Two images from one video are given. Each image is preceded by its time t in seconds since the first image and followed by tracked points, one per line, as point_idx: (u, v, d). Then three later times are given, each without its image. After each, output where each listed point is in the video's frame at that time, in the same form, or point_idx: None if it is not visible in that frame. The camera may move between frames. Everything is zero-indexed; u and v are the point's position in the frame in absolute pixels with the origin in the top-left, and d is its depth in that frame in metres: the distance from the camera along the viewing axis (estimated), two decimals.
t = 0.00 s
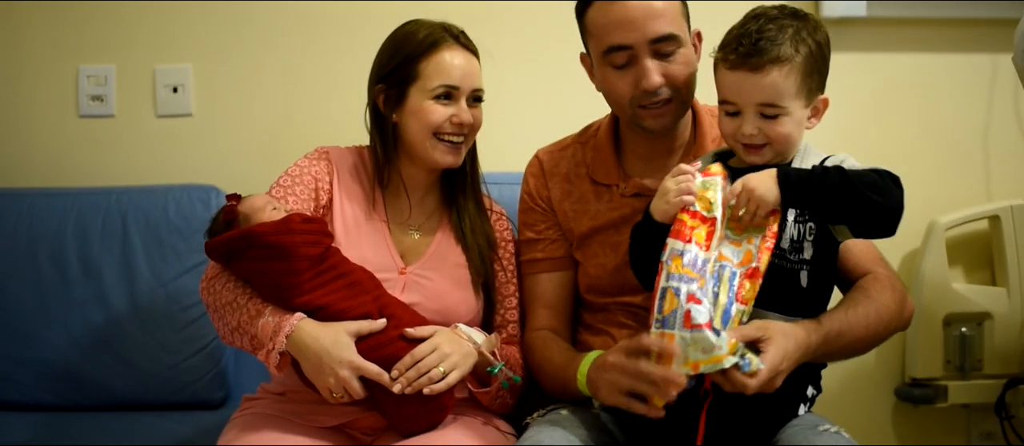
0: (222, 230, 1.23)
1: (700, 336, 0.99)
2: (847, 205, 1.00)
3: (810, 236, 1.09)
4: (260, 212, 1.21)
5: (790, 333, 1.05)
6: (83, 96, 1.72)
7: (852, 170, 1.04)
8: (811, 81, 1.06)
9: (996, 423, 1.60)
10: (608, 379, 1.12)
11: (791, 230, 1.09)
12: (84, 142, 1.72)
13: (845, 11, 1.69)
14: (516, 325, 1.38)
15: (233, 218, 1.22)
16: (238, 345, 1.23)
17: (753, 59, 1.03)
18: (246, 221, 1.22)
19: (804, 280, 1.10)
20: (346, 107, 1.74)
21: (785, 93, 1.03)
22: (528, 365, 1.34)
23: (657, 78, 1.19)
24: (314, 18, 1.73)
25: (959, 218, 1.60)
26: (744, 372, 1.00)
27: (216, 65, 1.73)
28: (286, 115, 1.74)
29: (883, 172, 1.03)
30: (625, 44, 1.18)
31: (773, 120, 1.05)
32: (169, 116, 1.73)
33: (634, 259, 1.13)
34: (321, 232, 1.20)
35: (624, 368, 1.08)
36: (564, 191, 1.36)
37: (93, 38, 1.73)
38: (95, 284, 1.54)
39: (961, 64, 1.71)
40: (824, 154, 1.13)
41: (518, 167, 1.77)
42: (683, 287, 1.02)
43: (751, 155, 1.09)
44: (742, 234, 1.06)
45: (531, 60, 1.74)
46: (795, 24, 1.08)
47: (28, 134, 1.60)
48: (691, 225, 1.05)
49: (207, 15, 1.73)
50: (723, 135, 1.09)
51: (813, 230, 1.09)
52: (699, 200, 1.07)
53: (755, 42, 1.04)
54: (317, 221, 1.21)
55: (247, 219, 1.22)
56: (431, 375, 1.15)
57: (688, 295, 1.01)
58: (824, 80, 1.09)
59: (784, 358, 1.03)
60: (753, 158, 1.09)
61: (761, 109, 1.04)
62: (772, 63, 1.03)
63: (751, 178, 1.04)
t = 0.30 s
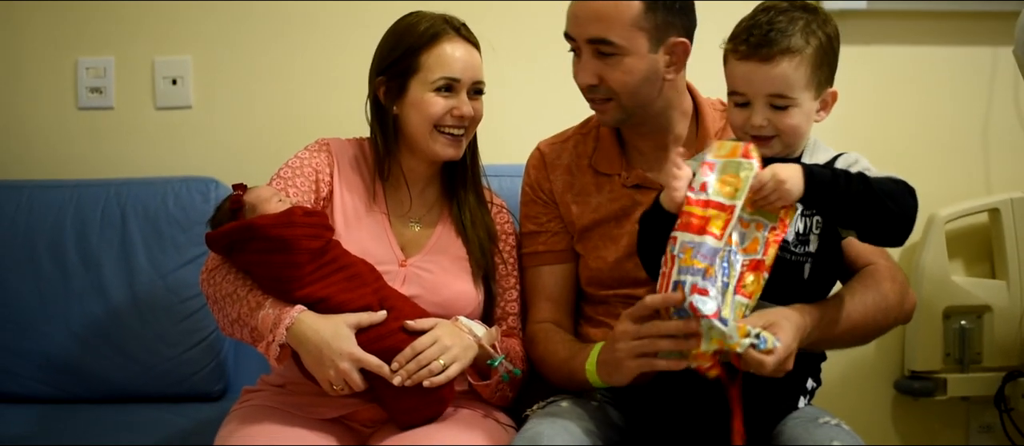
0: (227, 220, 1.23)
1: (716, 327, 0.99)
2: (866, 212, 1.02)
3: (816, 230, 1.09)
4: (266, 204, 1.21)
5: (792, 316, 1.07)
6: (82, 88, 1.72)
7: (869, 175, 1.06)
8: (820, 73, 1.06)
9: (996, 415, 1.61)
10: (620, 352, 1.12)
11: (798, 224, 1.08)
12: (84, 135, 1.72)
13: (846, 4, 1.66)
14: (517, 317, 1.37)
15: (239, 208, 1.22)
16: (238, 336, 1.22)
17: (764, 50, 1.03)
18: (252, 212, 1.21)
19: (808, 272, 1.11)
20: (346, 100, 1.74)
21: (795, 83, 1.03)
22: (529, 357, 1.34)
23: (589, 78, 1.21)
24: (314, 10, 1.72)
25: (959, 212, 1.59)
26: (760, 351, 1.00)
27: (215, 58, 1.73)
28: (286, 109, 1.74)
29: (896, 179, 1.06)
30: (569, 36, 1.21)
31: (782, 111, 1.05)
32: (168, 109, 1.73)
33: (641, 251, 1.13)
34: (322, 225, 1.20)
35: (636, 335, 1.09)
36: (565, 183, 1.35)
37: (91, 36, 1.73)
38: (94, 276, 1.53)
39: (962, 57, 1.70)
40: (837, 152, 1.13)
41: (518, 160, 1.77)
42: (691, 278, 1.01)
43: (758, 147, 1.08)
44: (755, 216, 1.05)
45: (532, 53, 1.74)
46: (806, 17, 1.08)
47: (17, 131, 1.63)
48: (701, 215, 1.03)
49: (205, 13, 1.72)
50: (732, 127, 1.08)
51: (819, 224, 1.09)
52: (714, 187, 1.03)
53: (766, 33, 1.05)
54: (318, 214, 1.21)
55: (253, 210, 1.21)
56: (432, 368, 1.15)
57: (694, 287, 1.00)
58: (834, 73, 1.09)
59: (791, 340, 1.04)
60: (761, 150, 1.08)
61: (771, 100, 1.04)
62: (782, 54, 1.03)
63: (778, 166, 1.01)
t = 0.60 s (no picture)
0: (227, 220, 1.23)
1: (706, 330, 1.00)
2: (872, 214, 1.02)
3: (820, 229, 1.07)
4: (266, 204, 1.20)
5: (792, 314, 1.06)
6: (81, 88, 1.72)
7: (874, 177, 1.05)
8: (834, 75, 1.06)
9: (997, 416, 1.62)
10: (611, 349, 1.12)
11: (802, 224, 1.06)
12: (83, 136, 1.72)
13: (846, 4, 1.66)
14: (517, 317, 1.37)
15: (239, 208, 1.21)
16: (237, 337, 1.22)
17: (782, 49, 1.03)
18: (253, 212, 1.21)
19: (811, 271, 1.10)
20: (345, 100, 1.73)
21: (811, 84, 1.03)
22: (530, 357, 1.34)
23: (577, 76, 1.24)
24: (314, 10, 1.72)
25: (959, 212, 1.59)
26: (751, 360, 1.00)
27: (214, 58, 1.72)
28: (286, 109, 1.73)
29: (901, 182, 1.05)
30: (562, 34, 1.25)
31: (797, 112, 1.05)
32: (168, 109, 1.73)
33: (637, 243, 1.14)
34: (322, 226, 1.20)
35: (629, 332, 1.09)
36: (565, 182, 1.35)
37: (90, 34, 1.72)
38: (94, 276, 1.53)
39: (963, 57, 1.70)
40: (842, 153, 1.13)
41: (518, 160, 1.76)
42: (694, 285, 1.03)
43: (769, 146, 1.07)
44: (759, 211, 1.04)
45: (531, 53, 1.74)
46: (822, 18, 1.07)
47: (17, 132, 1.67)
48: (703, 217, 1.03)
49: (204, 11, 1.72)
50: (742, 125, 1.08)
51: (823, 222, 1.07)
52: (717, 188, 1.02)
53: (785, 32, 1.04)
54: (318, 214, 1.20)
55: (253, 209, 1.21)
56: (432, 369, 1.15)
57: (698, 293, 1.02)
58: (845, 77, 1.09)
59: (787, 339, 1.04)
60: (770, 149, 1.07)
61: (786, 100, 1.04)
62: (801, 55, 1.03)
63: (784, 164, 1.00)
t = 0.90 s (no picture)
0: (228, 220, 1.22)
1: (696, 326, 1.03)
2: (897, 217, 1.01)
3: (826, 234, 1.09)
4: (267, 205, 1.20)
5: (801, 318, 1.05)
6: (81, 90, 1.72)
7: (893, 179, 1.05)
8: (839, 84, 1.05)
9: (996, 419, 1.62)
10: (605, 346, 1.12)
11: (808, 228, 1.08)
12: (84, 138, 1.72)
13: (846, 6, 1.65)
14: (517, 320, 1.37)
15: (240, 209, 1.21)
16: (238, 338, 1.22)
17: (787, 62, 1.02)
18: (253, 213, 1.20)
19: (817, 275, 1.11)
20: (346, 102, 1.73)
21: (818, 97, 1.03)
22: (530, 359, 1.34)
23: (570, 78, 1.25)
24: (313, 12, 1.72)
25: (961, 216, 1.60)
26: (747, 344, 1.00)
27: (214, 59, 1.72)
28: (285, 111, 1.73)
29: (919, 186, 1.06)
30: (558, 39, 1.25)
31: (802, 123, 1.05)
32: (168, 110, 1.73)
33: (636, 245, 1.15)
34: (323, 227, 1.19)
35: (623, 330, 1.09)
36: (564, 183, 1.35)
37: (91, 35, 1.72)
38: (93, 277, 1.53)
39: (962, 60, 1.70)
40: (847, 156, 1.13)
41: (518, 162, 1.76)
42: (695, 298, 1.05)
43: (773, 155, 1.08)
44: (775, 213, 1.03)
45: (531, 56, 1.73)
46: (828, 24, 1.07)
47: (17, 131, 1.65)
48: (703, 232, 1.05)
49: (204, 12, 1.71)
50: (747, 134, 1.09)
51: (828, 227, 1.09)
52: (720, 203, 1.05)
53: (789, 43, 1.03)
54: (319, 215, 1.20)
55: (254, 210, 1.21)
56: (433, 371, 1.15)
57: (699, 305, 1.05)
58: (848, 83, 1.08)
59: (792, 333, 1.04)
60: (774, 158, 1.09)
61: (791, 112, 1.04)
62: (806, 67, 1.02)
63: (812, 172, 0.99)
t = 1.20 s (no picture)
0: (224, 221, 1.22)
1: (702, 319, 1.03)
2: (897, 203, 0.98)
3: (821, 230, 1.08)
4: (263, 205, 1.20)
5: (793, 313, 1.06)
6: (77, 91, 1.71)
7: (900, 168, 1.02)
8: (827, 88, 1.05)
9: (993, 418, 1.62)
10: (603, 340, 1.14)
11: (802, 225, 1.07)
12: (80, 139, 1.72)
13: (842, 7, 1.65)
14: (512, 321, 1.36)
15: (235, 209, 1.21)
16: (235, 339, 1.22)
17: (773, 65, 1.02)
18: (249, 213, 1.20)
19: (812, 272, 1.11)
20: (342, 103, 1.73)
21: (803, 100, 1.02)
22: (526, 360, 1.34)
23: (572, 81, 1.24)
24: (309, 14, 1.72)
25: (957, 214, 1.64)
26: (753, 339, 1.02)
27: (210, 60, 1.72)
28: (281, 112, 1.73)
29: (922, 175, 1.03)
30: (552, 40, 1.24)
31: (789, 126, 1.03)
32: (165, 112, 1.72)
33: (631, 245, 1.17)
34: (320, 228, 1.19)
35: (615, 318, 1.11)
36: (560, 184, 1.35)
37: (86, 36, 1.72)
38: (90, 278, 1.53)
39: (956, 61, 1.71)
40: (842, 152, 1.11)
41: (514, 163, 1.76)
42: (692, 293, 1.05)
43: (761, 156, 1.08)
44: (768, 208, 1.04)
45: (527, 58, 1.74)
46: (818, 26, 1.06)
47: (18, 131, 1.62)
48: (698, 230, 1.07)
49: (200, 12, 1.71)
50: (737, 134, 1.08)
51: (824, 224, 1.07)
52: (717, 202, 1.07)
53: (776, 45, 1.03)
54: (316, 216, 1.20)
55: (250, 211, 1.21)
56: (430, 372, 1.15)
57: (695, 300, 1.05)
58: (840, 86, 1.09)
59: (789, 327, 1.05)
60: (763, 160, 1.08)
61: (777, 115, 1.02)
62: (791, 70, 1.02)
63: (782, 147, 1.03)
